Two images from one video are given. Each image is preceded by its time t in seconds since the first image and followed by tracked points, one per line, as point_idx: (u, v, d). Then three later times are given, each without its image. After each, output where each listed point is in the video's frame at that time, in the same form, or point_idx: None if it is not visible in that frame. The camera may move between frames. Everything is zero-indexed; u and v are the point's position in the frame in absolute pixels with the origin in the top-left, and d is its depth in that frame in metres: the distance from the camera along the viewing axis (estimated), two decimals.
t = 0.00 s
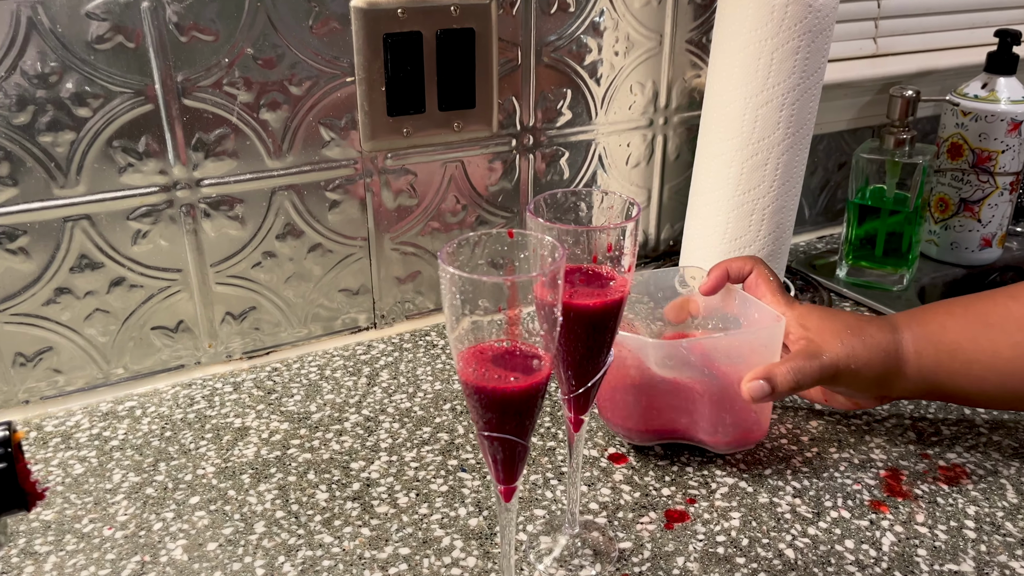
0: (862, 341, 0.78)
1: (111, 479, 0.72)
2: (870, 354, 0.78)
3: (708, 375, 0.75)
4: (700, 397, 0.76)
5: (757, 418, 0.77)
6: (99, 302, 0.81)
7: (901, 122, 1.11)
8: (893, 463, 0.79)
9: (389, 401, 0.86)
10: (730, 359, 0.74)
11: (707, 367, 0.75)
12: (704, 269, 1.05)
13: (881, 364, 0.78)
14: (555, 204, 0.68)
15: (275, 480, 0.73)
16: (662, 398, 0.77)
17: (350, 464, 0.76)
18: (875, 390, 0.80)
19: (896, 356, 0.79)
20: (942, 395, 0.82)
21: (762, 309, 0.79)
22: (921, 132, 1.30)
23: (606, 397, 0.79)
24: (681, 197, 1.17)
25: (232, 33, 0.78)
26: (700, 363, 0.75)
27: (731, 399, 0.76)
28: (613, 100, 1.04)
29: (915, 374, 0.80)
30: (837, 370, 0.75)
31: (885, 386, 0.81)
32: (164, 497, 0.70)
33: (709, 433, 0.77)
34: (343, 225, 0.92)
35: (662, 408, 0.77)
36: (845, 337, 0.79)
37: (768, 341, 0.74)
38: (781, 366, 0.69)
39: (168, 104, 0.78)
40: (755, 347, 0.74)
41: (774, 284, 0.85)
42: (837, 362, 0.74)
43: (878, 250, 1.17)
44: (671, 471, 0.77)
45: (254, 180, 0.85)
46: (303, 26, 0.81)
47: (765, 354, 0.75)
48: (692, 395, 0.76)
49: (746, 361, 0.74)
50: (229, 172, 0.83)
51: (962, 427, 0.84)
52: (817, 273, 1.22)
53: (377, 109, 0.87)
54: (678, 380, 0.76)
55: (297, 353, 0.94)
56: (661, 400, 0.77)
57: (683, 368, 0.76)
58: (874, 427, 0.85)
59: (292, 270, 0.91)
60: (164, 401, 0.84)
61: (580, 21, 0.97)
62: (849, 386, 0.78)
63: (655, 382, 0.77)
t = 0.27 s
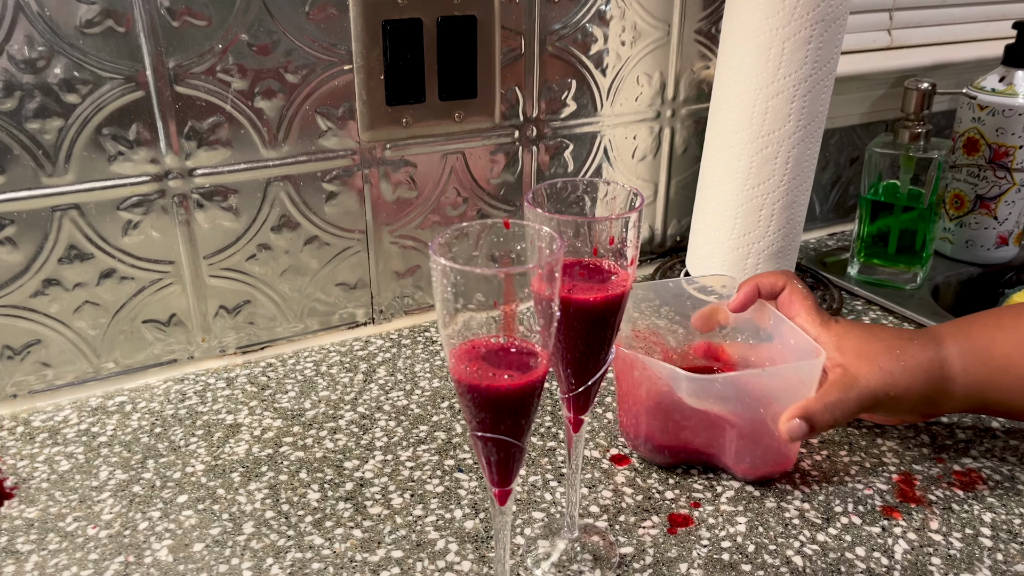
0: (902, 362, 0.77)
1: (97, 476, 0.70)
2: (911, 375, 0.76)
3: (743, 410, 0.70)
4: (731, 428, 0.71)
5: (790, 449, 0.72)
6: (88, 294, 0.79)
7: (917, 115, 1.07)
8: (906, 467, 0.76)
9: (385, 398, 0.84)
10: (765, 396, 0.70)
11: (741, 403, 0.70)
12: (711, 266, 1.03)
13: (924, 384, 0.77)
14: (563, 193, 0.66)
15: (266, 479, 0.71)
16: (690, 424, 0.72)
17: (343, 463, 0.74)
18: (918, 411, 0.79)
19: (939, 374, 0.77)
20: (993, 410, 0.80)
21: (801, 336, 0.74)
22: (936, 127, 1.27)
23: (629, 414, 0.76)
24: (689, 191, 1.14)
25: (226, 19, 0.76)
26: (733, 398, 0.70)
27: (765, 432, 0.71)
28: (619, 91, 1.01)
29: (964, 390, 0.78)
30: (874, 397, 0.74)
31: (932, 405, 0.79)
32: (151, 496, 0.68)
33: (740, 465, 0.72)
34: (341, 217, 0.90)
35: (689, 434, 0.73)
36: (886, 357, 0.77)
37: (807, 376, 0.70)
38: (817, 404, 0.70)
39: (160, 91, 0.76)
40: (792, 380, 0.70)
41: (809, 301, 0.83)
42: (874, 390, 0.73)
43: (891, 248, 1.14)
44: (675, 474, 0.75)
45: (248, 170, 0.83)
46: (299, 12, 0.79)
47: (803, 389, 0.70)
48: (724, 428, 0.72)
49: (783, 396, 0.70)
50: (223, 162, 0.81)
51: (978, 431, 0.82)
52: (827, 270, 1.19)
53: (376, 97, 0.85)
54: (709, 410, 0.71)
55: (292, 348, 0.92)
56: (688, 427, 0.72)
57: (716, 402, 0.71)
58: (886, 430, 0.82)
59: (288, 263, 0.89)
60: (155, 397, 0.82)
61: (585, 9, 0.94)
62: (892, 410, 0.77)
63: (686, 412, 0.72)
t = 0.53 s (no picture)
0: (967, 359, 0.71)
1: (84, 469, 0.67)
2: (976, 375, 0.71)
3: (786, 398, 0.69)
4: (776, 420, 0.70)
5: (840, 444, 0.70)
6: (79, 281, 0.77)
7: (942, 103, 1.03)
8: (930, 469, 0.73)
9: (385, 391, 0.81)
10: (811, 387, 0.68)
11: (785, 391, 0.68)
12: (725, 258, 0.99)
13: (989, 385, 0.71)
14: (573, 169, 0.63)
15: (259, 474, 0.68)
16: (734, 412, 0.71)
17: (339, 458, 0.71)
18: (985, 413, 0.73)
19: (1007, 375, 0.72)
20: None
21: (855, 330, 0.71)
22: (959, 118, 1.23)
23: (671, 401, 0.75)
24: (702, 182, 1.10)
25: None
26: (779, 388, 0.68)
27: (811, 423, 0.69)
28: (631, 76, 0.98)
29: None
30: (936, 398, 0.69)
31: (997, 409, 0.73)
32: (138, 490, 0.65)
33: (783, 454, 0.70)
34: (341, 204, 0.87)
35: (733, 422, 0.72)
36: (949, 354, 0.72)
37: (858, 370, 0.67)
38: (867, 400, 0.66)
39: (153, 70, 0.73)
40: (842, 375, 0.67)
41: (866, 296, 0.78)
42: (934, 389, 0.69)
43: (912, 242, 1.09)
44: (685, 473, 0.71)
45: (245, 153, 0.80)
46: None
47: (855, 383, 0.68)
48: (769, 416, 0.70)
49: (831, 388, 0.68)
50: (219, 145, 0.78)
51: (1005, 432, 0.78)
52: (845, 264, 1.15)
53: (378, 80, 0.82)
54: (753, 401, 0.70)
55: (291, 339, 0.89)
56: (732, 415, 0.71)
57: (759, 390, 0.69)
58: (908, 430, 0.78)
59: (286, 251, 0.86)
60: (147, 387, 0.79)
61: None
62: (952, 412, 0.72)
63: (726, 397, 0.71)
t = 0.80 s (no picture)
0: None
1: (69, 458, 0.65)
2: None
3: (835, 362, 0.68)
4: (826, 385, 0.69)
5: (890, 411, 0.69)
6: (69, 263, 0.74)
7: (972, 88, 0.98)
8: (958, 469, 0.69)
9: (385, 381, 0.78)
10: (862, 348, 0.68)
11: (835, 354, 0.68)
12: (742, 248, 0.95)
13: None
14: (582, 150, 0.58)
15: (250, 465, 0.65)
16: (782, 377, 0.71)
17: (335, 450, 0.68)
18: None
19: None
20: None
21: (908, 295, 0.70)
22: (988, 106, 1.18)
23: (718, 368, 0.74)
24: (719, 170, 1.06)
25: None
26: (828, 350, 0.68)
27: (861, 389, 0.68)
28: (646, 58, 0.94)
29: None
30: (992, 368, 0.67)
31: None
32: (124, 480, 0.63)
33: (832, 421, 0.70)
34: (342, 187, 0.84)
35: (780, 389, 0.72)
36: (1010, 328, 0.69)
37: (910, 330, 0.66)
38: (918, 364, 0.64)
39: (146, 43, 0.70)
40: (894, 337, 0.67)
41: (929, 267, 0.79)
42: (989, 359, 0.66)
43: (938, 234, 1.05)
44: (699, 470, 0.68)
45: (242, 133, 0.77)
46: None
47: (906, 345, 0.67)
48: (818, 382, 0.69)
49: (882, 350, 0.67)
50: (215, 123, 0.75)
51: None
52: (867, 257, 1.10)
53: (381, 57, 0.78)
54: (801, 365, 0.70)
55: (290, 327, 0.86)
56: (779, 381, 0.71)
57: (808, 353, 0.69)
58: (935, 428, 0.74)
59: (285, 236, 0.83)
60: (139, 375, 0.76)
61: None
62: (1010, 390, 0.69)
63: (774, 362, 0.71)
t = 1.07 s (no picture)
0: None
1: (58, 445, 0.62)
2: None
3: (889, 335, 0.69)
4: (880, 359, 0.69)
5: (945, 387, 0.69)
6: (64, 245, 0.72)
7: (1005, 74, 0.93)
8: (992, 470, 0.64)
9: (388, 370, 0.75)
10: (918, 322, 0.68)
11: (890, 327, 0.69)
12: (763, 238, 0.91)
13: None
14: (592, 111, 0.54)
15: (244, 455, 0.62)
16: (835, 352, 0.71)
17: (333, 440, 0.65)
18: None
19: None
20: None
21: (967, 273, 0.72)
22: None
23: (768, 344, 0.74)
24: (739, 158, 1.02)
25: None
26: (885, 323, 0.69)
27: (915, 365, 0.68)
28: (664, 39, 0.90)
29: None
30: None
31: None
32: (113, 468, 0.60)
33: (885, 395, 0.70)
34: (347, 170, 0.81)
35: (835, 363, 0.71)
36: None
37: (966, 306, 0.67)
38: (972, 336, 0.64)
39: (142, 16, 0.67)
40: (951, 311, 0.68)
41: (994, 251, 0.79)
42: None
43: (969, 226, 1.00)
44: (715, 467, 0.64)
45: (243, 112, 0.74)
46: None
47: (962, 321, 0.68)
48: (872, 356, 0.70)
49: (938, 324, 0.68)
50: (215, 101, 0.73)
51: None
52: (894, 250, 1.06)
53: (388, 36, 0.75)
54: (858, 336, 0.70)
55: (292, 315, 0.84)
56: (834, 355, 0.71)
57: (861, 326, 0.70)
58: (967, 427, 0.70)
59: (287, 219, 0.80)
60: (135, 361, 0.74)
61: None
62: None
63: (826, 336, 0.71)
